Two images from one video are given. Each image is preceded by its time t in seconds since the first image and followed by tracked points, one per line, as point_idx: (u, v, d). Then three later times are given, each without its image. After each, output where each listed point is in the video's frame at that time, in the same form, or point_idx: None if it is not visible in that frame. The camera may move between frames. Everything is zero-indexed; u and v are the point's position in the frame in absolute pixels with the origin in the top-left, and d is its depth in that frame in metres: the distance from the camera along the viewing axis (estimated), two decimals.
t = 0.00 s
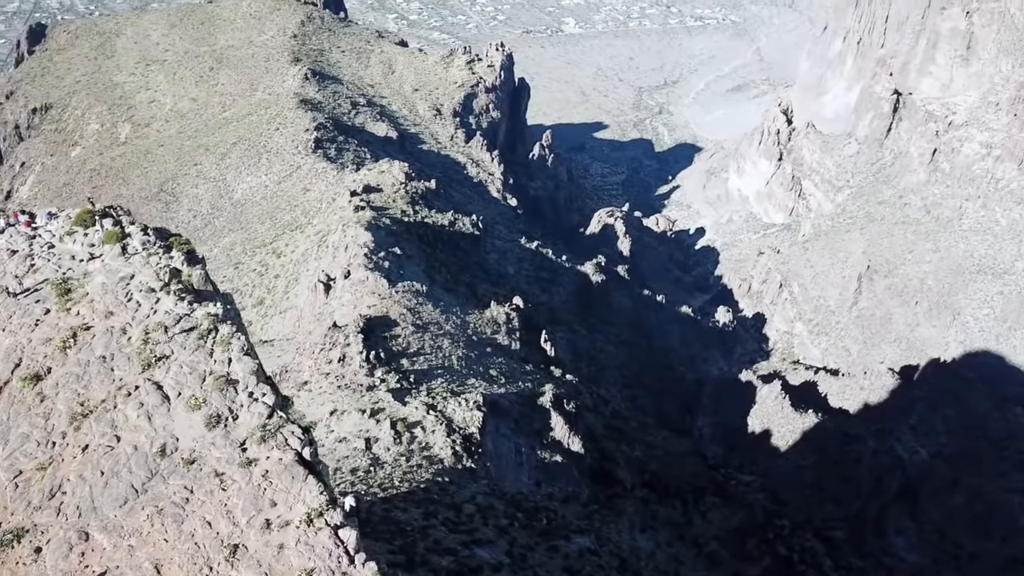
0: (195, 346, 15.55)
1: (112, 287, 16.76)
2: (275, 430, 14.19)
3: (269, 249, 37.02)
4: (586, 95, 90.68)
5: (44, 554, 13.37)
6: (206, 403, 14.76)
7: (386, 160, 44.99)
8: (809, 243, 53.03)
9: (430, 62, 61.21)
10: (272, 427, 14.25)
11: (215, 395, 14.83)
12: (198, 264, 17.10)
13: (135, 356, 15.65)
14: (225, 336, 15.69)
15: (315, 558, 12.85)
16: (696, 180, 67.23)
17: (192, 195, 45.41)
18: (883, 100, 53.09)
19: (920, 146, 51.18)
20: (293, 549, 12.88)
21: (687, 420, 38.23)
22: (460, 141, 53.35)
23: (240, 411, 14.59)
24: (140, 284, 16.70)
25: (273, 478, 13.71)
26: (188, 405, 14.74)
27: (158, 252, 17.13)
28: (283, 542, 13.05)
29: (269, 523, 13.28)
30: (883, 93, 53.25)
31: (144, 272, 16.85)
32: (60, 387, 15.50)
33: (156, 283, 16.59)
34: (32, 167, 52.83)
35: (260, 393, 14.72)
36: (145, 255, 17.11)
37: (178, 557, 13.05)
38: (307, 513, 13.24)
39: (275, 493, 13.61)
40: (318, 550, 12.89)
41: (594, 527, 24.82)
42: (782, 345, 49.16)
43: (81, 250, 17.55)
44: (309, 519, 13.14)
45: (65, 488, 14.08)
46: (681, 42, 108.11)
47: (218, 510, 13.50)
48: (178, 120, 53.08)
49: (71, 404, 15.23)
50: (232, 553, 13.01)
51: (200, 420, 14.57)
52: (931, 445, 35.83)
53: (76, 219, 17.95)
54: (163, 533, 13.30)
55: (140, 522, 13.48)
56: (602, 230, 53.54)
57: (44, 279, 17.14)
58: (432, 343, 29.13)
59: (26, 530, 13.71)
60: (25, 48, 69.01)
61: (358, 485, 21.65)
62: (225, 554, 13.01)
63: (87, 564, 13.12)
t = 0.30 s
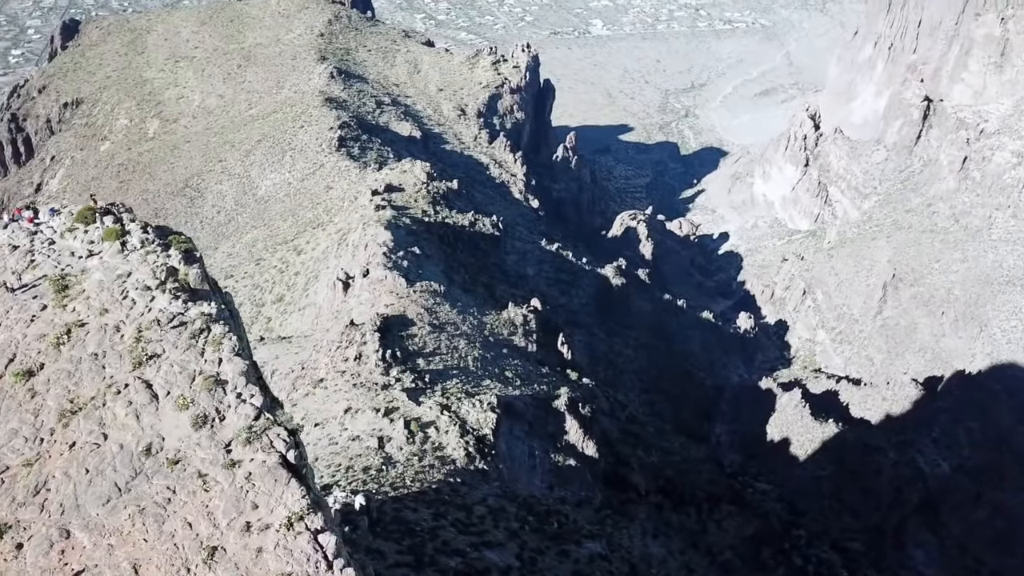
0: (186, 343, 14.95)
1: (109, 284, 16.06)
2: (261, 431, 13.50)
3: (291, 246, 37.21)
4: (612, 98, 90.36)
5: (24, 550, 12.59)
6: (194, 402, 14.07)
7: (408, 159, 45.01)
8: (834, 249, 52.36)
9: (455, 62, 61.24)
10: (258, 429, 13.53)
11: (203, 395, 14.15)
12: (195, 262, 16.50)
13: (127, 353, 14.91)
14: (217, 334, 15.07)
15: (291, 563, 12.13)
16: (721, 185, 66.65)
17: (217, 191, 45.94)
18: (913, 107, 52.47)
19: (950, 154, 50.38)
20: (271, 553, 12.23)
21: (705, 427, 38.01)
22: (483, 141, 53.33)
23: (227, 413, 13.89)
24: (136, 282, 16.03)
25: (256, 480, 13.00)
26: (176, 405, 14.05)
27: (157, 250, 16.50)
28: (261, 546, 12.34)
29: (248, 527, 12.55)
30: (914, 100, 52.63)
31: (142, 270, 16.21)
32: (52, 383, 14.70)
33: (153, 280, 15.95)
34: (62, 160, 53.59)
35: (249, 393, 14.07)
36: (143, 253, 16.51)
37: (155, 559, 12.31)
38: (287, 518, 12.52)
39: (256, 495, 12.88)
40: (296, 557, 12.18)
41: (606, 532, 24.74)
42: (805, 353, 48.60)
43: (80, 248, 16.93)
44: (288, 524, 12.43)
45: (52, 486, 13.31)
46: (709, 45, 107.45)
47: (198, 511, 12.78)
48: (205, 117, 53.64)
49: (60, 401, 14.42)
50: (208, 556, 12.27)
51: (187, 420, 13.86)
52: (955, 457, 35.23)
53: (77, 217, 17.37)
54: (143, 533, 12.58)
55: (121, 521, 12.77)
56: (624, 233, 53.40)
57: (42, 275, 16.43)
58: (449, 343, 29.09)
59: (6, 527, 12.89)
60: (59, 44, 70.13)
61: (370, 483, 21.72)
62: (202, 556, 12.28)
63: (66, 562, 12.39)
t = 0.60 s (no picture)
0: (178, 343, 15.00)
1: (106, 281, 16.11)
2: (246, 433, 13.52)
3: (311, 244, 37.38)
4: (639, 101, 89.93)
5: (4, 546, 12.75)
6: (182, 402, 14.12)
7: (430, 159, 45.11)
8: (858, 257, 51.69)
9: (481, 62, 61.25)
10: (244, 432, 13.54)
11: (191, 395, 14.18)
12: (194, 262, 16.53)
13: (118, 350, 14.98)
14: (210, 336, 15.08)
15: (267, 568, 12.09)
16: (746, 190, 66.01)
17: (241, 187, 46.36)
18: (943, 115, 51.98)
19: (981, 162, 49.60)
20: (248, 557, 12.22)
21: (722, 434, 37.99)
22: (507, 143, 53.34)
23: (214, 414, 13.91)
24: (133, 280, 16.06)
25: (238, 484, 12.96)
26: (164, 405, 14.11)
27: (156, 248, 16.54)
28: (240, 549, 12.33)
29: (227, 530, 12.56)
30: (944, 107, 52.33)
31: (140, 268, 16.23)
32: (43, 378, 14.73)
33: (151, 279, 15.99)
34: (92, 155, 54.31)
35: (237, 394, 14.10)
36: (142, 252, 16.53)
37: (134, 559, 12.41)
38: (266, 522, 12.50)
39: (237, 497, 12.86)
40: (271, 562, 12.13)
41: (618, 538, 24.62)
42: (827, 360, 47.92)
43: (80, 244, 16.89)
44: (267, 528, 12.43)
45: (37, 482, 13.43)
46: (738, 49, 106.59)
47: (179, 513, 12.81)
48: (232, 114, 54.12)
49: (50, 397, 14.48)
50: (187, 557, 12.33)
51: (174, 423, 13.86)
52: (977, 473, 34.20)
53: (79, 213, 17.32)
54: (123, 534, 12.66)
55: (102, 520, 12.88)
56: (645, 237, 52.86)
57: (40, 271, 16.42)
58: (465, 343, 29.13)
59: None
60: (92, 40, 71.16)
61: (381, 482, 21.72)
62: (180, 558, 12.34)
63: (46, 559, 12.56)
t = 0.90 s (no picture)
0: (168, 342, 15.05)
1: (102, 278, 16.30)
2: (231, 434, 13.51)
3: (331, 242, 37.49)
4: (664, 104, 89.48)
5: None
6: (169, 402, 14.13)
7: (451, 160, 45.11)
8: (883, 266, 50.98)
9: (506, 63, 61.15)
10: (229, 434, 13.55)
11: (179, 394, 14.20)
12: (189, 261, 16.63)
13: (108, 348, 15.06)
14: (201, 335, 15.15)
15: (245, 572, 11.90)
16: (771, 195, 65.37)
17: (264, 184, 46.69)
18: (975, 123, 51.44)
19: (1011, 171, 48.84)
20: (226, 560, 12.04)
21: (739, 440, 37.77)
22: (529, 144, 53.29)
23: (200, 415, 13.92)
24: (129, 278, 16.23)
25: (220, 486, 12.87)
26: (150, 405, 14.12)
27: (152, 247, 16.70)
28: (217, 551, 12.15)
29: (206, 531, 12.38)
30: (975, 114, 51.57)
31: (135, 267, 16.39)
32: (34, 375, 14.77)
33: (146, 277, 16.14)
34: (119, 150, 54.93)
35: (224, 396, 14.14)
36: (139, 249, 16.70)
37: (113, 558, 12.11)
38: (246, 525, 12.36)
39: (218, 500, 12.75)
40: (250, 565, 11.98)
41: (629, 544, 24.46)
42: (848, 370, 47.30)
43: (78, 241, 17.17)
44: (247, 530, 12.30)
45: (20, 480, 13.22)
46: (766, 53, 105.70)
47: (159, 513, 12.62)
48: (257, 111, 54.55)
49: (39, 394, 14.48)
50: (164, 557, 12.07)
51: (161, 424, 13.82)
52: (998, 486, 33.98)
53: (80, 210, 17.63)
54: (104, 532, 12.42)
55: (83, 519, 12.62)
56: (667, 241, 52.70)
57: (39, 267, 16.67)
58: (479, 345, 29.02)
59: None
60: (122, 37, 71.98)
61: (392, 482, 21.70)
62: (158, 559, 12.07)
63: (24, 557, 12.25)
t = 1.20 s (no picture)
0: (161, 341, 14.36)
1: (99, 276, 15.65)
2: (217, 436, 12.89)
3: (352, 240, 37.69)
4: (691, 107, 88.98)
5: None
6: (157, 402, 13.52)
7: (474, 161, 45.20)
8: (909, 276, 50.51)
9: (532, 65, 61.12)
10: (214, 436, 12.89)
11: (168, 394, 13.59)
12: (187, 260, 15.77)
13: (101, 345, 14.45)
14: (195, 334, 14.42)
15: None
16: (797, 201, 64.70)
17: (289, 182, 47.06)
18: (1007, 131, 51.36)
19: None
20: (202, 563, 11.56)
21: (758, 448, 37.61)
22: (552, 146, 53.22)
23: (188, 416, 13.27)
24: (126, 276, 15.54)
25: (203, 487, 12.34)
26: (140, 404, 13.52)
27: (151, 245, 15.90)
28: (196, 553, 11.69)
29: (186, 534, 11.90)
30: (1008, 123, 51.44)
31: (134, 265, 15.67)
32: (27, 371, 14.36)
33: (142, 277, 15.41)
34: (147, 145, 55.59)
35: (212, 396, 13.46)
36: (138, 249, 15.96)
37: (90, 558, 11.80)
38: (225, 528, 11.81)
39: (201, 500, 12.24)
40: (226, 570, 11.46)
41: (640, 550, 24.33)
42: (870, 384, 45.92)
43: (78, 238, 16.51)
44: (226, 533, 11.76)
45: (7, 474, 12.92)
46: (796, 57, 104.70)
47: (140, 513, 12.17)
48: (283, 109, 55.00)
49: (31, 390, 14.05)
50: (143, 559, 11.66)
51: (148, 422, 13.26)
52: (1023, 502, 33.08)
53: (82, 207, 16.95)
54: (85, 531, 12.07)
55: (66, 517, 12.27)
56: (690, 245, 52.08)
57: (39, 263, 16.14)
58: (496, 346, 28.98)
59: None
60: (154, 34, 72.89)
61: (403, 482, 21.76)
62: (136, 561, 11.66)
63: (7, 553, 12.09)
